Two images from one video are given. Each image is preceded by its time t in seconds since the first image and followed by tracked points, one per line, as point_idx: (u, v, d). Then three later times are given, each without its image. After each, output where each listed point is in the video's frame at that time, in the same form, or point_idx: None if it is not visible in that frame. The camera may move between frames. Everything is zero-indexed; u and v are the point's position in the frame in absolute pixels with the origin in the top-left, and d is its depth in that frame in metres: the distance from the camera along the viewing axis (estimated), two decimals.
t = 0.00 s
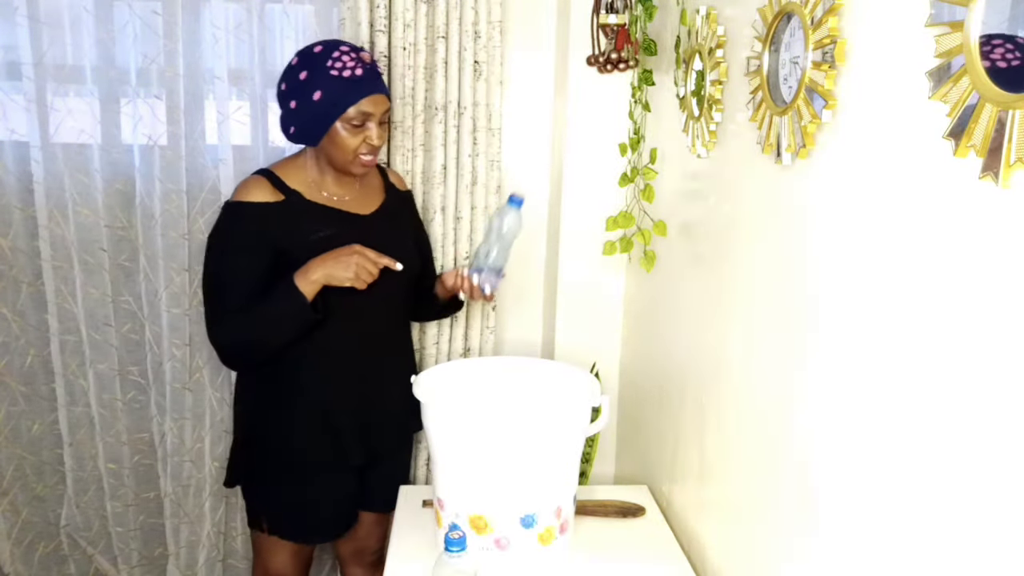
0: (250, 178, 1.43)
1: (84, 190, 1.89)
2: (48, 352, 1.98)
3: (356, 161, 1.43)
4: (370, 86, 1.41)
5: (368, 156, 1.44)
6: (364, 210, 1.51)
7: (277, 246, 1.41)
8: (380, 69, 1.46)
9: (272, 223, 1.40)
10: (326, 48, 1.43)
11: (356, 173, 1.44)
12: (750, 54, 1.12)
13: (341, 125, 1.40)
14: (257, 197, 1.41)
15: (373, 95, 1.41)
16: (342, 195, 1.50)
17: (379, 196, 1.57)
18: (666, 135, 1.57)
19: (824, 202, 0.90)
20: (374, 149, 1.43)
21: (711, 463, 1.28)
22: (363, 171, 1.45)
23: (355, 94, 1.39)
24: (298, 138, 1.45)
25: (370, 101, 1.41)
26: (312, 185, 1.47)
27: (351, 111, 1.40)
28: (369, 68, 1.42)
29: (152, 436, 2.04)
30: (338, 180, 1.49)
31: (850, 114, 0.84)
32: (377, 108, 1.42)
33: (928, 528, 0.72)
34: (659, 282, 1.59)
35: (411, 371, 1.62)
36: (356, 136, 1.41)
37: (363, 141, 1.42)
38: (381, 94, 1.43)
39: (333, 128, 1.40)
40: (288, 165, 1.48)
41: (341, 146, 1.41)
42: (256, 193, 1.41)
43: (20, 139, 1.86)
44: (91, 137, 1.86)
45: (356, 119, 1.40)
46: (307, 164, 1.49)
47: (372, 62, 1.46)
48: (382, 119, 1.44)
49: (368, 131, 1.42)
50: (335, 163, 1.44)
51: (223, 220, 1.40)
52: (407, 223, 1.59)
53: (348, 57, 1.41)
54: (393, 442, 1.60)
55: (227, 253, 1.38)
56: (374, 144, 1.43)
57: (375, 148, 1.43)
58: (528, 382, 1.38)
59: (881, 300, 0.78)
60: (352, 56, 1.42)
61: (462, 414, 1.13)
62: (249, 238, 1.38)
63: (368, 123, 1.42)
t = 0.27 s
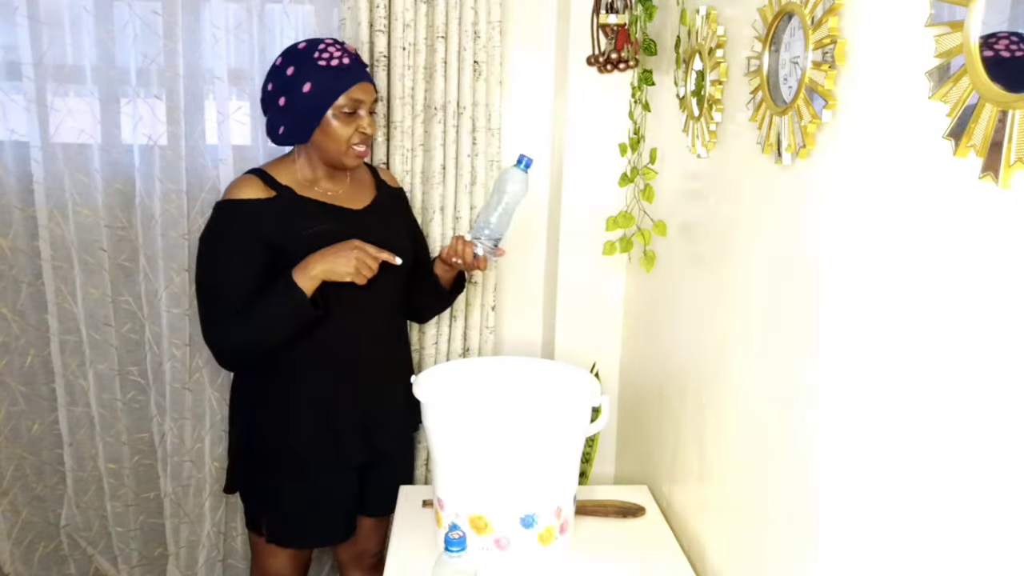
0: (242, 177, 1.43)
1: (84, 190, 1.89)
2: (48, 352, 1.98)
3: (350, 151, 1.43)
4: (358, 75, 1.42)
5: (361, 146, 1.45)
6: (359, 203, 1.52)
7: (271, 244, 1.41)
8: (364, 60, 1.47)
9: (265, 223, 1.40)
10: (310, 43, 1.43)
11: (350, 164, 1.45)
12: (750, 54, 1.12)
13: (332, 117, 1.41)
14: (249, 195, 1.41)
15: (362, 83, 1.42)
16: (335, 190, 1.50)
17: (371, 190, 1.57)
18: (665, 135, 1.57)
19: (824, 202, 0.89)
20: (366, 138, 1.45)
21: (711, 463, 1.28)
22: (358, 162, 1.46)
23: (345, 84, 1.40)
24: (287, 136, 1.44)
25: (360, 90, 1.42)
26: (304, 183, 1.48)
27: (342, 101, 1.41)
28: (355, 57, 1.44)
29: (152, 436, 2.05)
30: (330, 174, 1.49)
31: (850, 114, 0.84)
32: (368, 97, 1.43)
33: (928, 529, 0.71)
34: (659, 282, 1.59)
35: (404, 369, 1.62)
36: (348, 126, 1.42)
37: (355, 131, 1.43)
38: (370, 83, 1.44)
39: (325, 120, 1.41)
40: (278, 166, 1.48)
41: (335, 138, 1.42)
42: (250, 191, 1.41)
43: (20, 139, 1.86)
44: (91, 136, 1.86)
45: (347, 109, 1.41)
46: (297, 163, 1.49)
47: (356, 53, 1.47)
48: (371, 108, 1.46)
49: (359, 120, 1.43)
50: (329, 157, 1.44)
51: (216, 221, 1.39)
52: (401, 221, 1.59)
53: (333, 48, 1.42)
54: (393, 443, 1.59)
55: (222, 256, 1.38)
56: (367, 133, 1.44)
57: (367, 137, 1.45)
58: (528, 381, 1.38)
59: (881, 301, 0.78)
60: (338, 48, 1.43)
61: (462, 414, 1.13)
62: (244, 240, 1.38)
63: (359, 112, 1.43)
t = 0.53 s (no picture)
0: (238, 178, 1.44)
1: (84, 190, 1.89)
2: (49, 352, 1.98)
3: (343, 149, 1.42)
4: (349, 73, 1.42)
5: (355, 144, 1.44)
6: (356, 202, 1.51)
7: (268, 243, 1.42)
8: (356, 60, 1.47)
9: (262, 221, 1.41)
10: (301, 44, 1.44)
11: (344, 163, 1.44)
12: (750, 54, 1.12)
13: (323, 116, 1.41)
14: (243, 195, 1.41)
15: (353, 82, 1.42)
16: (332, 190, 1.50)
17: (370, 190, 1.56)
18: (665, 135, 1.57)
19: (824, 203, 0.90)
20: (359, 136, 1.44)
21: (710, 463, 1.28)
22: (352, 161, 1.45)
23: (335, 82, 1.40)
24: (281, 137, 1.45)
25: (351, 89, 1.42)
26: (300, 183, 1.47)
27: (333, 100, 1.40)
28: (346, 57, 1.44)
29: (152, 436, 2.05)
30: (326, 174, 1.49)
31: (850, 114, 0.84)
32: (359, 96, 1.43)
33: (928, 529, 0.72)
34: (659, 283, 1.59)
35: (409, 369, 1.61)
36: (339, 125, 1.41)
37: (347, 130, 1.42)
38: (362, 82, 1.44)
39: (316, 119, 1.41)
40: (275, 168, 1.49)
41: (327, 137, 1.41)
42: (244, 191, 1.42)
43: (20, 139, 1.86)
44: (91, 136, 1.86)
45: (338, 108, 1.41)
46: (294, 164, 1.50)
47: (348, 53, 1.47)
48: (364, 107, 1.45)
49: (351, 119, 1.42)
50: (322, 157, 1.44)
51: (215, 221, 1.40)
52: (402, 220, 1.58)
53: (324, 48, 1.42)
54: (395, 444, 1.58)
55: (221, 256, 1.38)
56: (359, 132, 1.43)
57: (360, 136, 1.44)
58: (528, 381, 1.38)
59: (882, 301, 0.78)
60: (328, 47, 1.43)
61: (462, 414, 1.13)
62: (242, 239, 1.39)
63: (350, 111, 1.42)
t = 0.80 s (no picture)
0: (239, 179, 1.46)
1: (84, 190, 1.89)
2: (49, 352, 1.98)
3: (338, 150, 1.42)
4: (341, 74, 1.41)
5: (350, 146, 1.43)
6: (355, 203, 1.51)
7: (267, 244, 1.42)
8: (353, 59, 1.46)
9: (261, 222, 1.41)
10: (296, 45, 1.44)
11: (340, 164, 1.44)
12: (750, 54, 1.12)
13: (318, 117, 1.41)
14: (242, 196, 1.42)
15: (347, 82, 1.41)
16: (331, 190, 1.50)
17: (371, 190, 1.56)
18: (665, 135, 1.57)
19: (825, 203, 0.90)
20: (354, 138, 1.43)
21: (710, 462, 1.28)
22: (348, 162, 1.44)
23: (329, 84, 1.40)
24: (279, 139, 1.46)
25: (345, 89, 1.41)
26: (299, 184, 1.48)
27: (326, 101, 1.40)
28: (340, 57, 1.43)
29: (152, 436, 2.05)
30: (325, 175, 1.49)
31: (851, 114, 0.84)
32: (354, 96, 1.42)
33: (929, 529, 0.72)
34: (659, 283, 1.59)
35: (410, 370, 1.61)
36: (334, 126, 1.41)
37: (342, 130, 1.42)
38: (357, 82, 1.43)
39: (311, 120, 1.41)
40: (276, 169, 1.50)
41: (321, 138, 1.41)
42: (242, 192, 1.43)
43: (20, 139, 1.86)
44: (91, 137, 1.86)
45: (332, 109, 1.41)
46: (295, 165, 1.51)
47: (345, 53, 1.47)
48: (360, 108, 1.45)
49: (346, 120, 1.42)
50: (319, 158, 1.44)
51: (214, 222, 1.40)
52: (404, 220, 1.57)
53: (317, 49, 1.42)
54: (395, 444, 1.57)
55: (220, 256, 1.38)
56: (354, 133, 1.42)
57: (355, 137, 1.43)
58: (528, 381, 1.38)
59: (882, 302, 0.78)
60: (322, 48, 1.43)
61: (461, 413, 1.13)
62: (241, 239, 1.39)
63: (345, 112, 1.42)
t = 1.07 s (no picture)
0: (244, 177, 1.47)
1: (84, 190, 1.89)
2: (49, 352, 1.98)
3: (334, 149, 1.43)
4: (334, 73, 1.41)
5: (347, 144, 1.43)
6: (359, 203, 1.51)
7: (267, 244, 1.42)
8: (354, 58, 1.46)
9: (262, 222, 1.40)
10: (298, 44, 1.45)
11: (339, 163, 1.45)
12: (750, 54, 1.12)
13: (315, 115, 1.42)
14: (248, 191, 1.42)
15: (343, 81, 1.42)
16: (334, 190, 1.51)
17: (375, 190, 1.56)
18: (665, 135, 1.57)
19: (825, 203, 0.90)
20: (351, 136, 1.43)
21: (710, 462, 1.28)
22: (347, 161, 1.45)
23: (324, 83, 1.40)
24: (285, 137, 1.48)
25: (341, 88, 1.41)
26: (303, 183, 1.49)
27: (322, 99, 1.41)
28: (336, 55, 1.43)
29: (152, 436, 2.05)
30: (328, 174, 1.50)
31: (851, 114, 0.84)
32: (351, 94, 1.42)
33: (929, 528, 0.72)
34: (659, 283, 1.59)
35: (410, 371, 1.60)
36: (330, 124, 1.42)
37: (338, 129, 1.42)
38: (355, 80, 1.43)
39: (309, 119, 1.42)
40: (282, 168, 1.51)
41: (318, 137, 1.42)
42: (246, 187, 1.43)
43: (20, 139, 1.86)
44: (91, 137, 1.86)
45: (328, 107, 1.41)
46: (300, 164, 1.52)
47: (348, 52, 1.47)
48: (359, 106, 1.45)
49: (343, 118, 1.42)
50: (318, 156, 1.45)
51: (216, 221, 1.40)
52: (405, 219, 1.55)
53: (314, 49, 1.43)
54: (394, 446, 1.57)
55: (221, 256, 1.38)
56: (351, 131, 1.43)
57: (352, 135, 1.43)
58: (529, 381, 1.38)
59: (882, 302, 0.78)
60: (320, 47, 1.43)
61: (461, 413, 1.13)
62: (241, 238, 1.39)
63: (342, 110, 1.42)
